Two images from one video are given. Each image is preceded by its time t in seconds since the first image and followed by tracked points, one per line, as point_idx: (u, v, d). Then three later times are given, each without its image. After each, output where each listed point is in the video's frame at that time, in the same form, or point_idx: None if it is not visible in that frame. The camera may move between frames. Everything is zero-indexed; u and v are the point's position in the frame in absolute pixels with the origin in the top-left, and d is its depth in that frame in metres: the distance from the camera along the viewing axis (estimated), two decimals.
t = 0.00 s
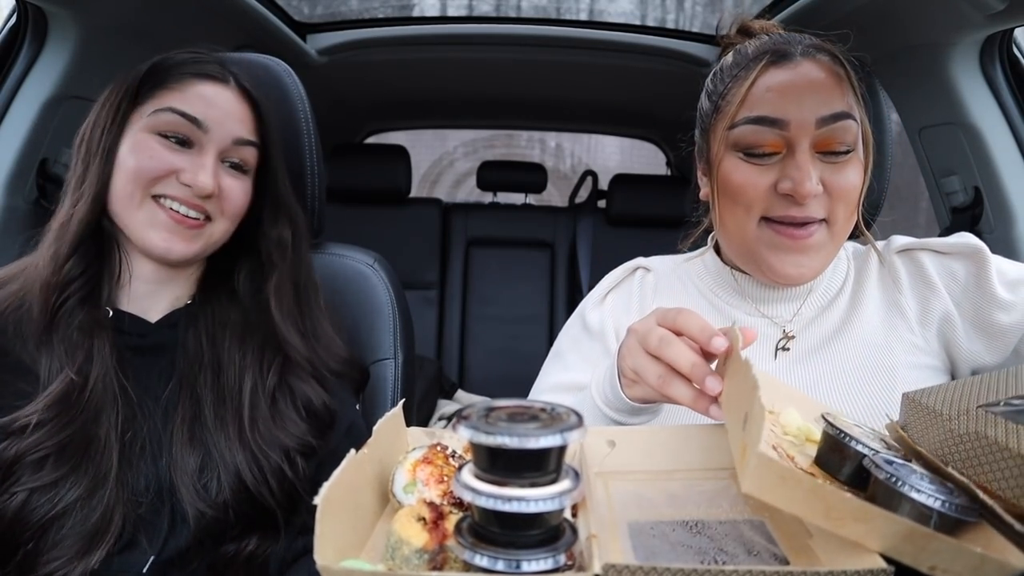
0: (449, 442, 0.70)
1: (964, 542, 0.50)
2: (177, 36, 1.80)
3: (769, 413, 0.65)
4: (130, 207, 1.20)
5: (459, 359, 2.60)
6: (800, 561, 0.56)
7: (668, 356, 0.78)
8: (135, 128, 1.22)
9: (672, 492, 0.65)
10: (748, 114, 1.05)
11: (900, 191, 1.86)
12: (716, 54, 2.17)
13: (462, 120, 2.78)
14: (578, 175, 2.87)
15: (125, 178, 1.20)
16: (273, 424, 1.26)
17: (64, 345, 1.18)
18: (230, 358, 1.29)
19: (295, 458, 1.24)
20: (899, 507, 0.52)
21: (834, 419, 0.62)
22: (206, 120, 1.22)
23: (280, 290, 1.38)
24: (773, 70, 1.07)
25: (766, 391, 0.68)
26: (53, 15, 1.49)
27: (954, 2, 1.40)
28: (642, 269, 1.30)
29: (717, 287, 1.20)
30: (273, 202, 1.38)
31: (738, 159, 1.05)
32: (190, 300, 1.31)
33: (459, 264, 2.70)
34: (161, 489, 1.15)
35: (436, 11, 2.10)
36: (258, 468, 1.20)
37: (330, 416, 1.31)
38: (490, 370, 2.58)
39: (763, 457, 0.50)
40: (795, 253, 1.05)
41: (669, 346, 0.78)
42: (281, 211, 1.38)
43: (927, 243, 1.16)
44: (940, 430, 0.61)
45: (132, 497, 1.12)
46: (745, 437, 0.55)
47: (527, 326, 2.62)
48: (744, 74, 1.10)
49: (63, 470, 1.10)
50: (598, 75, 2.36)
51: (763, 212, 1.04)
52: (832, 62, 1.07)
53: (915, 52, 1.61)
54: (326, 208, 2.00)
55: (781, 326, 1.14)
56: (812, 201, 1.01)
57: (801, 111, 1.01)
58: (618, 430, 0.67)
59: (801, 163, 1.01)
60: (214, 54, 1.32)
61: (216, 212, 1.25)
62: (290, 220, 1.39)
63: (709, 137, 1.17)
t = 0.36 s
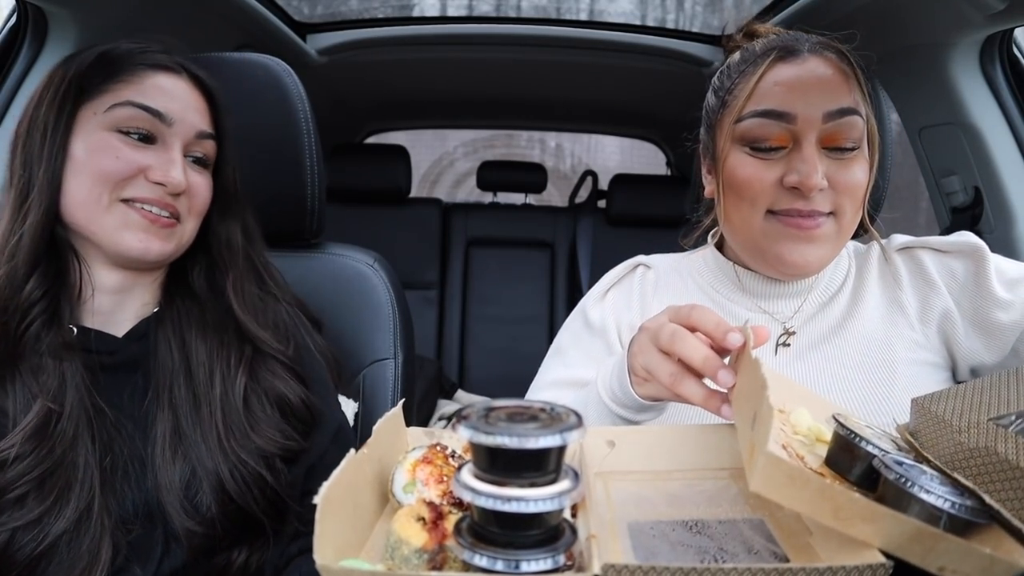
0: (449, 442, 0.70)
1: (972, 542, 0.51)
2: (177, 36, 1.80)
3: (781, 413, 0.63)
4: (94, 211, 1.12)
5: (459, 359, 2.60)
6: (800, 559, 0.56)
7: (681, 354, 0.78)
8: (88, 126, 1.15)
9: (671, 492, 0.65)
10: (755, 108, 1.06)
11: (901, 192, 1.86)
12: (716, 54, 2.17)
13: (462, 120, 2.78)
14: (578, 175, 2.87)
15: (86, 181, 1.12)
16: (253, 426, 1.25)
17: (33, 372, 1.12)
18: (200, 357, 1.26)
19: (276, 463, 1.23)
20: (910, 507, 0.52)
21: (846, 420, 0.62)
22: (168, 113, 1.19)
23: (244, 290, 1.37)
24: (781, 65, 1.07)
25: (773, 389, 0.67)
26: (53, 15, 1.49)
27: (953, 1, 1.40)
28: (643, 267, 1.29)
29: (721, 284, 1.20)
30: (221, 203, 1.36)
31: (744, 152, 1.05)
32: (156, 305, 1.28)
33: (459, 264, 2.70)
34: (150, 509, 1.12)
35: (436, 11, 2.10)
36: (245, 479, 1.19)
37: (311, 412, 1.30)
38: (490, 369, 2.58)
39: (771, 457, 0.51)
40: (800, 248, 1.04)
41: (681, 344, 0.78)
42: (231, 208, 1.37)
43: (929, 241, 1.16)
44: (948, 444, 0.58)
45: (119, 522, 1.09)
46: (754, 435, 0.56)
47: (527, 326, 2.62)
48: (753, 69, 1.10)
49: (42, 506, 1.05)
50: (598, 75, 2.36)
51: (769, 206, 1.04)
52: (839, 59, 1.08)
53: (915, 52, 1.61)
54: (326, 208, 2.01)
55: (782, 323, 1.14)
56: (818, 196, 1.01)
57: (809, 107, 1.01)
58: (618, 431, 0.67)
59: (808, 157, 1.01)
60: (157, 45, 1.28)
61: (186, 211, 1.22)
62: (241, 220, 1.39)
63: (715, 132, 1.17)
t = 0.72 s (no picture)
0: (449, 442, 0.71)
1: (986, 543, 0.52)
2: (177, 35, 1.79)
3: (791, 421, 0.67)
4: (80, 220, 1.10)
5: (459, 359, 2.60)
6: (800, 561, 0.56)
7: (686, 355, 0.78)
8: (67, 129, 1.13)
9: (670, 492, 0.65)
10: (752, 104, 1.06)
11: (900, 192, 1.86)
12: (716, 54, 2.17)
13: (462, 120, 2.78)
14: (578, 175, 2.87)
15: (70, 190, 1.10)
16: (243, 433, 1.24)
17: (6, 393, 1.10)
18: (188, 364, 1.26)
19: (269, 468, 1.23)
20: (922, 510, 0.52)
21: (856, 423, 0.63)
22: (150, 115, 1.19)
23: (228, 293, 1.37)
24: (780, 63, 1.07)
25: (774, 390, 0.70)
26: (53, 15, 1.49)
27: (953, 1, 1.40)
28: (654, 263, 1.30)
29: (733, 280, 1.20)
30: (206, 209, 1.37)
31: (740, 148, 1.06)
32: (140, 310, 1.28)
33: (458, 264, 2.70)
34: (140, 523, 1.12)
35: (436, 11, 2.10)
36: (237, 487, 1.18)
37: (303, 416, 1.30)
38: (491, 369, 2.58)
39: (782, 468, 0.51)
40: (792, 245, 1.05)
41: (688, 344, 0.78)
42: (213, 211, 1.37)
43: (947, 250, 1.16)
44: (960, 437, 0.59)
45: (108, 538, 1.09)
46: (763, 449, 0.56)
47: (527, 326, 2.61)
48: (754, 67, 1.10)
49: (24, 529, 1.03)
50: (598, 75, 2.36)
51: (764, 202, 1.05)
52: (841, 54, 1.06)
53: (914, 52, 1.61)
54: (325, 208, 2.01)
55: (794, 320, 1.14)
56: (809, 192, 1.01)
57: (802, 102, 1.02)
58: (618, 430, 0.68)
59: (799, 154, 1.01)
60: (131, 38, 1.26)
61: (174, 215, 1.23)
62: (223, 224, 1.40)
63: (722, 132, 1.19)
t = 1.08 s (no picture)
0: (449, 442, 0.71)
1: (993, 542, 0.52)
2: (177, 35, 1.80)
3: (798, 422, 0.67)
4: (125, 220, 1.12)
5: (459, 359, 2.60)
6: (800, 561, 0.56)
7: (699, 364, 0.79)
8: (113, 132, 1.14)
9: (671, 492, 0.65)
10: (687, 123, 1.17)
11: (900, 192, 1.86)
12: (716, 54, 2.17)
13: (462, 120, 2.78)
14: (578, 175, 2.88)
15: (114, 192, 1.12)
16: (263, 434, 1.24)
17: (41, 382, 1.12)
18: (212, 364, 1.25)
19: (283, 472, 1.22)
20: (931, 511, 0.53)
21: (864, 425, 0.64)
22: (194, 119, 1.19)
23: (257, 295, 1.36)
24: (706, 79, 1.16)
25: (779, 390, 0.70)
26: (53, 15, 1.49)
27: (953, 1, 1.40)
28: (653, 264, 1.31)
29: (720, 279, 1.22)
30: (244, 211, 1.37)
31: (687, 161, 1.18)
32: (171, 304, 1.27)
33: (459, 264, 2.70)
34: (151, 516, 1.13)
35: (436, 11, 2.10)
36: (249, 487, 1.18)
37: (322, 423, 1.29)
38: (491, 369, 2.58)
39: (790, 471, 0.51)
40: (732, 244, 1.12)
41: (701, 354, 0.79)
42: (252, 214, 1.37)
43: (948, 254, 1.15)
44: (976, 436, 0.63)
45: (117, 529, 1.10)
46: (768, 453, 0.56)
47: (527, 326, 2.61)
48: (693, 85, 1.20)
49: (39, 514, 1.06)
50: (598, 75, 2.36)
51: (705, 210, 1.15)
52: (757, 60, 1.13)
53: (915, 51, 1.62)
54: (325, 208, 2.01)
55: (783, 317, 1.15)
56: (734, 194, 1.09)
57: (716, 111, 1.10)
58: (618, 430, 0.68)
59: (718, 160, 1.10)
60: (178, 40, 1.26)
61: (214, 216, 1.23)
62: (258, 229, 1.38)
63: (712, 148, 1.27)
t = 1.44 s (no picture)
0: (449, 442, 0.71)
1: (993, 537, 0.52)
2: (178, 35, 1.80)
3: (794, 422, 0.68)
4: (146, 218, 1.17)
5: (459, 359, 2.60)
6: (801, 562, 0.56)
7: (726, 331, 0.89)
8: (138, 133, 1.18)
9: (671, 492, 0.65)
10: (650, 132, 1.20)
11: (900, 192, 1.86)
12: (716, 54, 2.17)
13: (462, 120, 2.78)
14: (578, 175, 2.88)
15: (137, 192, 1.16)
16: (271, 421, 1.25)
17: (61, 363, 1.15)
18: (225, 352, 1.27)
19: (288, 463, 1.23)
20: (931, 508, 0.53)
21: (858, 421, 0.64)
22: (213, 123, 1.21)
23: (270, 290, 1.37)
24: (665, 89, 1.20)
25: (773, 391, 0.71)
26: (53, 15, 1.50)
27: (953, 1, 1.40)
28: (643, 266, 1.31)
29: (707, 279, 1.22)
30: (262, 210, 1.38)
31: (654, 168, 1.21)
32: (185, 298, 1.29)
33: (459, 264, 2.70)
34: (154, 497, 1.13)
35: (436, 11, 2.10)
36: (254, 472, 1.18)
37: (329, 416, 1.30)
38: (491, 369, 2.58)
39: (788, 476, 0.52)
40: (694, 244, 1.13)
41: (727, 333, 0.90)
42: (270, 213, 1.38)
43: (943, 252, 1.16)
44: (986, 428, 0.65)
45: (121, 507, 1.10)
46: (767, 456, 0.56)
47: (527, 326, 2.61)
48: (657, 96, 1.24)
49: (48, 490, 1.07)
50: (598, 75, 2.36)
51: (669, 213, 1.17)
52: (708, 66, 1.15)
53: (915, 52, 1.62)
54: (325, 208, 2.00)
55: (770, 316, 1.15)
56: (691, 196, 1.11)
57: (670, 118, 1.14)
58: (617, 431, 0.69)
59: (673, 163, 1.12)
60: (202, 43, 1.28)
61: (230, 215, 1.26)
62: (275, 228, 1.40)
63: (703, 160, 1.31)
